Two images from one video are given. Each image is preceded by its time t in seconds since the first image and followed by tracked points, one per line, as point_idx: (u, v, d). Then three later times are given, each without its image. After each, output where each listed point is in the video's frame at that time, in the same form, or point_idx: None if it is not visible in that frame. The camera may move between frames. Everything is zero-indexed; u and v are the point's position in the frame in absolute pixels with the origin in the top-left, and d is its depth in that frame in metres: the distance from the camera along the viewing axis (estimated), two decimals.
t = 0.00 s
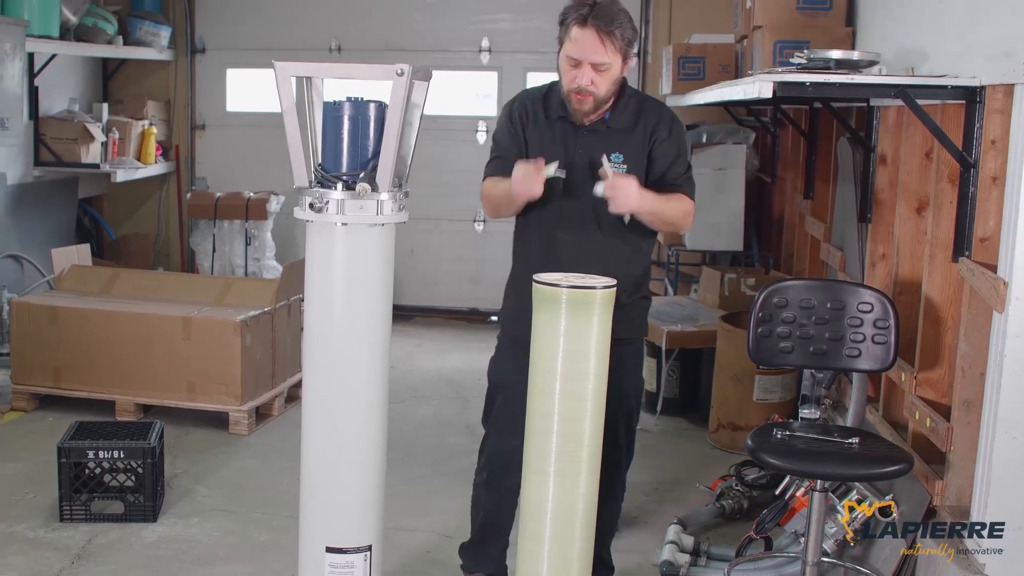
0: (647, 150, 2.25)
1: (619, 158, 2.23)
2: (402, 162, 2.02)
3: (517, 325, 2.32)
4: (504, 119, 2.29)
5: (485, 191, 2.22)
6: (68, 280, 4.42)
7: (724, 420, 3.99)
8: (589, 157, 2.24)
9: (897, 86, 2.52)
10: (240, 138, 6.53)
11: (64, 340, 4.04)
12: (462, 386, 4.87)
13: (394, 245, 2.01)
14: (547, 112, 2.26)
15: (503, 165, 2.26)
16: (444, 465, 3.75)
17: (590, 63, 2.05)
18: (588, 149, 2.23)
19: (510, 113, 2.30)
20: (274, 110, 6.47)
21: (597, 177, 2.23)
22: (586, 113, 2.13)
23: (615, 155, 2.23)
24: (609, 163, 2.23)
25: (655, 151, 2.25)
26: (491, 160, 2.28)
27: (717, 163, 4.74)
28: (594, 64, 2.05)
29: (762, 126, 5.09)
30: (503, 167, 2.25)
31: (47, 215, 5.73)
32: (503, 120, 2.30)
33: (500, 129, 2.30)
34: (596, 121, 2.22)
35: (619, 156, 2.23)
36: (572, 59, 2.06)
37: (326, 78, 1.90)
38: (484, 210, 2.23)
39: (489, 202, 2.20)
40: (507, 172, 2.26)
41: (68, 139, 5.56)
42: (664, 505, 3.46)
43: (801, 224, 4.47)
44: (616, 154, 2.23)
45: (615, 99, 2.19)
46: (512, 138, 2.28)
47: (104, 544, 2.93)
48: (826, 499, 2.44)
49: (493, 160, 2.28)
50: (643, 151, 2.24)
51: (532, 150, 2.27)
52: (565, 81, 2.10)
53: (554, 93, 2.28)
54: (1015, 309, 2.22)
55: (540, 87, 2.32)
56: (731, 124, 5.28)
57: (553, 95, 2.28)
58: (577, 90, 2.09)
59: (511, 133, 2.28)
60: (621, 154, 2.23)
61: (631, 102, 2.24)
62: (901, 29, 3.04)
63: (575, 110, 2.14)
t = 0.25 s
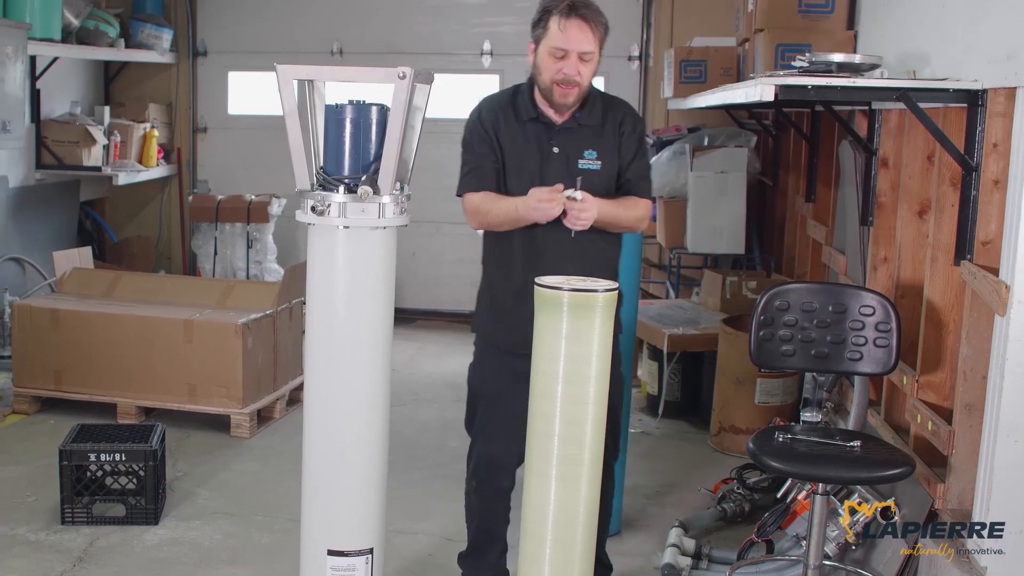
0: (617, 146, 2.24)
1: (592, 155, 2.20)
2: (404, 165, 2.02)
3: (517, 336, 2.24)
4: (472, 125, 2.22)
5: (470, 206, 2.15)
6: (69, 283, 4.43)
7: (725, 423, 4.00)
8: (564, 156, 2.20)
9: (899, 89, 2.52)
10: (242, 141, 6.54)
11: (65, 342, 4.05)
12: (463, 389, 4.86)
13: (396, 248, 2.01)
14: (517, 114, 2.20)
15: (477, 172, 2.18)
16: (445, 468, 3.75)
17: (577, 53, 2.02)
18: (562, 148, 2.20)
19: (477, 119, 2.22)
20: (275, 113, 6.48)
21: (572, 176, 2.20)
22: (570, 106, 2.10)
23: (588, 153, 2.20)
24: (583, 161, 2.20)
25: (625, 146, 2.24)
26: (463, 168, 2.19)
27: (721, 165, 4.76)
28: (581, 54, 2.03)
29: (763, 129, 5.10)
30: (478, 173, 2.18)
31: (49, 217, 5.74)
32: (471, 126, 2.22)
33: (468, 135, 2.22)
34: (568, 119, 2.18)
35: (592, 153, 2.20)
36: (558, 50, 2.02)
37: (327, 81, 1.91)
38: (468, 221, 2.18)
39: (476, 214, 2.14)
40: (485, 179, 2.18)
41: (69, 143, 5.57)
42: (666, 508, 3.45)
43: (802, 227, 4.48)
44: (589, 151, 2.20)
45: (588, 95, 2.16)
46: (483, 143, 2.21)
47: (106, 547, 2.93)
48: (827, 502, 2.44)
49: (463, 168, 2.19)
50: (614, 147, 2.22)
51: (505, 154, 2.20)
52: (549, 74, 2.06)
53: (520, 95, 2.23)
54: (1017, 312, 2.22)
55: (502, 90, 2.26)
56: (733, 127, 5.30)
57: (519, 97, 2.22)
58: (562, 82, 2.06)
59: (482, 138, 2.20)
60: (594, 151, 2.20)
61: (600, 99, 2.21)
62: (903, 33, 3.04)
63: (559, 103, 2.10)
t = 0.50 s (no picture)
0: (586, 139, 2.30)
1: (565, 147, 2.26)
2: (402, 168, 2.03)
3: (507, 334, 2.25)
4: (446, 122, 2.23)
5: (447, 197, 2.15)
6: (68, 285, 4.43)
7: (724, 426, 4.00)
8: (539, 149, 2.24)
9: (897, 92, 2.52)
10: (241, 143, 6.54)
11: (64, 345, 4.05)
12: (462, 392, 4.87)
13: (395, 250, 2.01)
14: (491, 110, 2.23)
15: (456, 167, 2.19)
16: (444, 470, 3.75)
17: (555, 39, 2.07)
18: (537, 141, 2.24)
19: (452, 115, 2.23)
20: (274, 116, 6.48)
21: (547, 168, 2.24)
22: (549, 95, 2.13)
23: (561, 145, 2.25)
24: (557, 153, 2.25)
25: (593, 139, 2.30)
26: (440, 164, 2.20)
27: (720, 167, 4.76)
28: (557, 40, 2.08)
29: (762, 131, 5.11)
30: (457, 168, 2.19)
31: (48, 220, 5.74)
32: (444, 123, 2.23)
33: (442, 132, 2.23)
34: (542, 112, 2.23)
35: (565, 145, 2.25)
36: (535, 36, 2.07)
37: (326, 84, 1.91)
38: (444, 216, 2.16)
39: (456, 205, 2.13)
40: (463, 174, 2.19)
41: (68, 145, 5.54)
42: (665, 510, 3.46)
43: (801, 229, 4.48)
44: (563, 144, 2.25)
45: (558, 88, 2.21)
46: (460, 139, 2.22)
47: (105, 549, 2.93)
48: (826, 504, 2.45)
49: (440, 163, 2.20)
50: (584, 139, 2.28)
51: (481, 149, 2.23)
52: (527, 62, 2.10)
53: (492, 92, 2.26)
54: (1016, 314, 2.22)
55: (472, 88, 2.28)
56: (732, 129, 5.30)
57: (491, 94, 2.25)
58: (541, 67, 2.10)
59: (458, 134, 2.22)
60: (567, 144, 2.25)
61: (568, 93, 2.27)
62: (901, 35, 3.05)
63: (537, 91, 2.13)
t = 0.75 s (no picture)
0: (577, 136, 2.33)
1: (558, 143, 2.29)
2: (399, 170, 2.03)
3: (504, 334, 2.26)
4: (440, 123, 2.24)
5: (444, 189, 2.13)
6: (66, 288, 4.43)
7: (721, 428, 4.00)
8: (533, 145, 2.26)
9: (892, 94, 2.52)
10: (238, 146, 6.54)
11: (62, 348, 4.04)
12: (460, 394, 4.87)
13: (391, 253, 2.01)
14: (484, 109, 2.25)
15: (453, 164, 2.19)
16: (441, 473, 3.75)
17: (542, 36, 2.06)
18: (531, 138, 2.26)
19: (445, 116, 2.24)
20: (271, 119, 6.48)
21: (541, 164, 2.27)
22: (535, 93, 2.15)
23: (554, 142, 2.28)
24: (551, 149, 2.28)
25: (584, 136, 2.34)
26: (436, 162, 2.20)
27: (716, 170, 4.76)
28: (546, 37, 2.07)
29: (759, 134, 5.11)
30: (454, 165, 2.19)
31: (45, 222, 5.74)
32: (438, 125, 2.24)
33: (436, 133, 2.23)
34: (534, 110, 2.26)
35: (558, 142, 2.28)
36: (525, 30, 2.06)
37: (323, 86, 1.91)
38: (441, 210, 2.15)
39: (455, 196, 2.11)
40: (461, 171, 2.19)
41: (64, 147, 5.56)
42: (662, 512, 3.46)
43: (797, 230, 4.49)
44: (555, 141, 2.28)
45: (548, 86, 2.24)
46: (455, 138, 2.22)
47: (102, 552, 2.92)
48: (823, 506, 2.45)
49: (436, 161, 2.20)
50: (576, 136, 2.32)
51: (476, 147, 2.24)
52: (515, 57, 2.10)
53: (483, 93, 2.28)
54: (1012, 316, 2.23)
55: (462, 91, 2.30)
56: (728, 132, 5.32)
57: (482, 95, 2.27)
58: (528, 63, 2.10)
59: (453, 134, 2.22)
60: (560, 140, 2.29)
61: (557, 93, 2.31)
62: (897, 38, 3.06)
63: (524, 85, 2.13)
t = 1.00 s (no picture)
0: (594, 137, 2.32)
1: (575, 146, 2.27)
2: (400, 173, 2.03)
3: (507, 336, 2.26)
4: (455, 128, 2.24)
5: (459, 195, 2.14)
6: (67, 291, 4.43)
7: (723, 431, 4.00)
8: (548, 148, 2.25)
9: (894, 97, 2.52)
10: (240, 149, 6.54)
11: (64, 351, 4.04)
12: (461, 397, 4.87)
13: (393, 256, 2.01)
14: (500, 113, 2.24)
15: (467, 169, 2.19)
16: (443, 475, 3.75)
17: (553, 32, 2.08)
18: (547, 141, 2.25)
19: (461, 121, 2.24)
20: (273, 121, 6.49)
21: (557, 167, 2.26)
22: (550, 85, 2.13)
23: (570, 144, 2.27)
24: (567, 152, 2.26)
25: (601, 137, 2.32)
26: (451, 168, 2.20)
27: (718, 173, 4.76)
28: (556, 33, 2.09)
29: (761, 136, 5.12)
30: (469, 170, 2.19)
31: (46, 225, 5.74)
32: (453, 130, 2.24)
33: (451, 138, 2.23)
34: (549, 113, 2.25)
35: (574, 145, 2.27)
36: (534, 28, 2.08)
37: (325, 89, 1.92)
38: (456, 214, 2.16)
39: (468, 201, 2.13)
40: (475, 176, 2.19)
41: (66, 150, 5.56)
42: (664, 515, 3.46)
43: (799, 233, 4.49)
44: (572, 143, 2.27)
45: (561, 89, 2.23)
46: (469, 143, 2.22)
47: (103, 555, 2.92)
48: (824, 509, 2.45)
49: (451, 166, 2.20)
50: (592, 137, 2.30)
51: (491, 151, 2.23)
52: (527, 54, 2.10)
53: (498, 96, 2.27)
54: (1014, 318, 2.22)
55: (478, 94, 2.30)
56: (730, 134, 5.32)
57: (498, 98, 2.26)
58: (541, 59, 2.10)
59: (468, 139, 2.22)
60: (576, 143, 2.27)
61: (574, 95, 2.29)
62: (899, 40, 3.06)
63: (538, 82, 2.12)
